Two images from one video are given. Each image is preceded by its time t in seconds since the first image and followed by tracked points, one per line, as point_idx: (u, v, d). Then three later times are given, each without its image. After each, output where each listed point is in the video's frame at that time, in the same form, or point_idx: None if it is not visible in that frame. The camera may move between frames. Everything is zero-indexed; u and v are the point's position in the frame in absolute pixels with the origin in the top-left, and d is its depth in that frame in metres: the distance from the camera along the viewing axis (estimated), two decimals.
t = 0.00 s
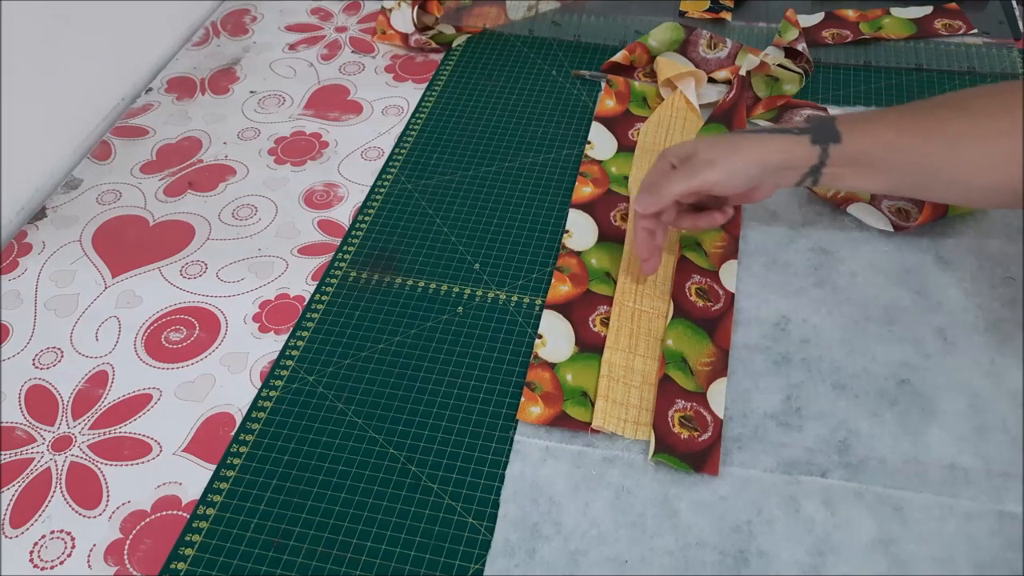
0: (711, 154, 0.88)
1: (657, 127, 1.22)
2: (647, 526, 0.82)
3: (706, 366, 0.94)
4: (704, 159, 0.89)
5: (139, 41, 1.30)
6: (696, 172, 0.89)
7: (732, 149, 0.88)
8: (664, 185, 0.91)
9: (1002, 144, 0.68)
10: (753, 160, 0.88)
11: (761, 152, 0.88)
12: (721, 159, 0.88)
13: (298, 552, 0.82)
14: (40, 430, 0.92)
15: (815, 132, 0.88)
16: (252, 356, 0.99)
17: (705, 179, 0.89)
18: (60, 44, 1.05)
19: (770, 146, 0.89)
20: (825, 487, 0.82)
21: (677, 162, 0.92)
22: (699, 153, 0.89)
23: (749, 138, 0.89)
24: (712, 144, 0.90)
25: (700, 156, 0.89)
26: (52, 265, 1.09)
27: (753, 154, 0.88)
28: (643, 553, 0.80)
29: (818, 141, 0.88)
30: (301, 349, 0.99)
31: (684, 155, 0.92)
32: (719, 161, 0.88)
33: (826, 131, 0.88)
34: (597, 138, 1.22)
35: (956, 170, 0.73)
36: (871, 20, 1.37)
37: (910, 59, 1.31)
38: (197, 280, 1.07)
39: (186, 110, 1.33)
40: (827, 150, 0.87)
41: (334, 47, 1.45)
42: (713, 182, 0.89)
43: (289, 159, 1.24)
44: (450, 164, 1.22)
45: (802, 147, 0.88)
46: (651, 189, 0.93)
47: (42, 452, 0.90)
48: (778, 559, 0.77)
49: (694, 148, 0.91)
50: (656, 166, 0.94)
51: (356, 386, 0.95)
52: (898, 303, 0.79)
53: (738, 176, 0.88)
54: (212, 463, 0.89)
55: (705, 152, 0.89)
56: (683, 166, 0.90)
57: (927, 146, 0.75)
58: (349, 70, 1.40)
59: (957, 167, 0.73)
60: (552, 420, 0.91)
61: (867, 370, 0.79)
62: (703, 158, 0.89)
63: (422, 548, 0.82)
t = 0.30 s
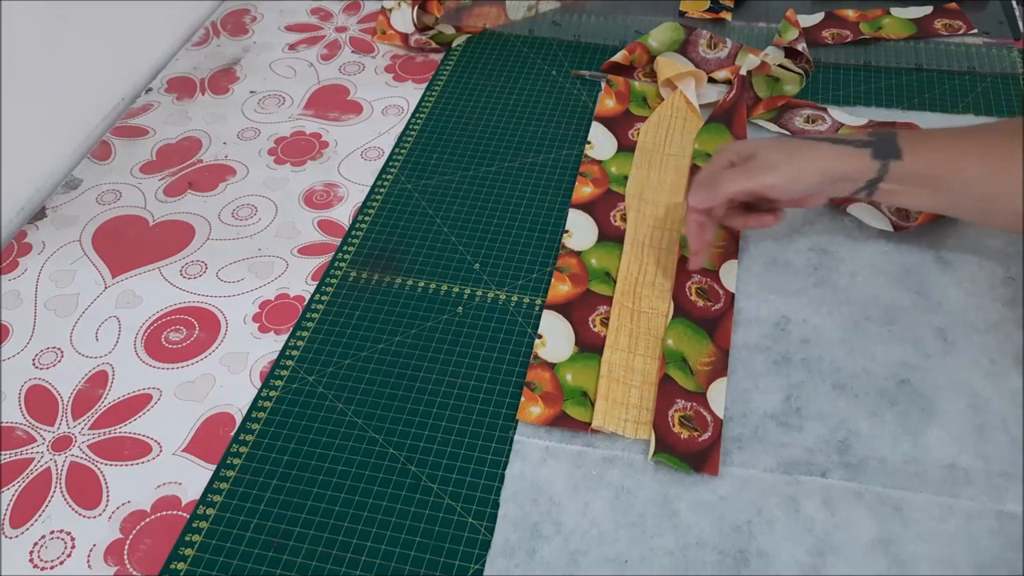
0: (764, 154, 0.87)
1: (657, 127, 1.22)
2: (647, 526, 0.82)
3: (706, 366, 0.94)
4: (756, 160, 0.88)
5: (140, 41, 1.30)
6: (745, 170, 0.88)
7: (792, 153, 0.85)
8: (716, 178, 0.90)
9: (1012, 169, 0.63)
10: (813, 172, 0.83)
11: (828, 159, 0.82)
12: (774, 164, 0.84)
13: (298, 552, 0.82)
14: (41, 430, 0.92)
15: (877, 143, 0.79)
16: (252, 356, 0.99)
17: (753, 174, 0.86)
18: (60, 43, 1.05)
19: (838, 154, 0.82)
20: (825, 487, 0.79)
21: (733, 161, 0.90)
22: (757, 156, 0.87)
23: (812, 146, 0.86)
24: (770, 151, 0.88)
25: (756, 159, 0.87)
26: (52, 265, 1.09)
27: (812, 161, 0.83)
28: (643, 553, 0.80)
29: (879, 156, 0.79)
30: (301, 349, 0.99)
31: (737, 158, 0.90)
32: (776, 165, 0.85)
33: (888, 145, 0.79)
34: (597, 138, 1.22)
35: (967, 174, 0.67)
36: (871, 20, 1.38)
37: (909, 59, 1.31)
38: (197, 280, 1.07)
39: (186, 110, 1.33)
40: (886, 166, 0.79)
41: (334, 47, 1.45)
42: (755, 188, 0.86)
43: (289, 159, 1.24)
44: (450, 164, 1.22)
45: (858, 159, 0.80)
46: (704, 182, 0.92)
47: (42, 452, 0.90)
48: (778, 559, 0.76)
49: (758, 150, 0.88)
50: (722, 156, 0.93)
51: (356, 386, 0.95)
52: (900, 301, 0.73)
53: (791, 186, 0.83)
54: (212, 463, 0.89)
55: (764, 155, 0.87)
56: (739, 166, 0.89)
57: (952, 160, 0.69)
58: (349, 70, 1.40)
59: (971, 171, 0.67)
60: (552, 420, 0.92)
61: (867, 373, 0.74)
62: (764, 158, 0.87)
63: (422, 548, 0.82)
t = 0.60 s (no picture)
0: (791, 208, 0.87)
1: (658, 127, 1.22)
2: (647, 526, 0.82)
3: (709, 364, 0.94)
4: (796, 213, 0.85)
5: (139, 40, 1.31)
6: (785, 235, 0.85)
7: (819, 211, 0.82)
8: (749, 226, 0.91)
9: (1004, 197, 0.61)
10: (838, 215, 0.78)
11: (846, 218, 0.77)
12: (801, 224, 0.83)
13: (298, 552, 0.82)
14: (41, 429, 0.92)
15: (903, 195, 0.71)
16: (252, 356, 0.99)
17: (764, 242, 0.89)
18: (60, 43, 1.05)
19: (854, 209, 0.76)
20: (824, 487, 0.80)
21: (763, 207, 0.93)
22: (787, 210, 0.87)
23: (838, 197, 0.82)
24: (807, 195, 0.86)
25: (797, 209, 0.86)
26: (52, 265, 1.09)
27: (838, 223, 0.77)
28: (643, 553, 0.80)
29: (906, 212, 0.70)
30: (301, 349, 0.99)
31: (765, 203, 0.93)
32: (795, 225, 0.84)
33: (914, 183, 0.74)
34: (597, 138, 1.22)
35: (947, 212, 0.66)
36: (871, 20, 1.37)
37: (910, 59, 1.31)
38: (197, 280, 1.07)
39: (186, 110, 1.32)
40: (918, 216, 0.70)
41: (334, 47, 1.45)
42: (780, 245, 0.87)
43: (289, 159, 1.24)
44: (450, 164, 1.22)
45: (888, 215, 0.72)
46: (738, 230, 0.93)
47: (43, 452, 0.90)
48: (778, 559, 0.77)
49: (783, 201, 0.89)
50: (747, 204, 0.95)
51: (356, 387, 0.95)
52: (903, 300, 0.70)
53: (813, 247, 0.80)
54: (212, 463, 0.89)
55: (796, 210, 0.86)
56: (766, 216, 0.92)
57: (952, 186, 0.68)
58: (349, 70, 1.40)
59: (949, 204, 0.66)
60: (552, 420, 0.91)
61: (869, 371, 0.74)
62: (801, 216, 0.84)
63: (422, 548, 0.82)
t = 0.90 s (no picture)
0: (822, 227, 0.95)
1: (658, 127, 1.22)
2: (647, 525, 0.82)
3: (709, 364, 0.93)
4: (828, 235, 0.94)
5: (139, 40, 1.31)
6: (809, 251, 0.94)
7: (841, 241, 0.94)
8: (775, 236, 0.94)
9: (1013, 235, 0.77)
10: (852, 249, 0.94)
11: (865, 251, 0.93)
12: (822, 246, 0.94)
13: (298, 552, 0.82)
14: (40, 430, 0.92)
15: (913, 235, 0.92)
16: (252, 356, 0.99)
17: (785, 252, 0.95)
18: (54, 42, 1.05)
19: (873, 242, 0.93)
20: (825, 487, 0.82)
21: (789, 221, 0.96)
22: (814, 230, 0.94)
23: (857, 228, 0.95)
24: (844, 222, 0.95)
25: (832, 233, 0.94)
26: (52, 265, 1.09)
27: (856, 253, 0.94)
28: (643, 553, 0.80)
29: (914, 247, 0.91)
30: (301, 349, 0.99)
31: (795, 219, 0.96)
32: (822, 245, 0.94)
33: (920, 218, 0.92)
34: (597, 138, 1.22)
35: (950, 251, 0.88)
36: (871, 20, 1.38)
37: (910, 58, 1.31)
38: (197, 280, 1.07)
39: (186, 110, 1.32)
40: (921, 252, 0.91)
41: (334, 47, 1.45)
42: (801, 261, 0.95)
43: (289, 159, 1.24)
44: (450, 164, 1.22)
45: (896, 250, 0.92)
46: (760, 236, 0.94)
47: (43, 452, 0.90)
48: (778, 559, 0.78)
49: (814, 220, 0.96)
50: (771, 210, 0.97)
51: (356, 387, 0.95)
52: (899, 303, 0.93)
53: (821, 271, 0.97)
54: (212, 463, 0.89)
55: (824, 232, 0.94)
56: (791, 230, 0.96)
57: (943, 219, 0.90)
58: (349, 70, 1.40)
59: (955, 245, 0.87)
60: (552, 420, 0.91)
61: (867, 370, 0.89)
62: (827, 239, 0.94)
63: (422, 548, 0.82)
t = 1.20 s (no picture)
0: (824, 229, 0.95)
1: (658, 127, 1.22)
2: (647, 525, 0.82)
3: (709, 364, 0.93)
4: (829, 238, 0.94)
5: (139, 40, 1.31)
6: (809, 253, 0.94)
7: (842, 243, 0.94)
8: (777, 237, 0.94)
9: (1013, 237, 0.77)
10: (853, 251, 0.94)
11: (865, 254, 0.93)
12: (823, 248, 0.94)
13: (298, 552, 0.82)
14: (40, 429, 0.92)
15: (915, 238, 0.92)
16: (252, 356, 0.99)
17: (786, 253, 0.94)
18: (54, 42, 1.05)
19: (873, 245, 0.93)
20: (825, 487, 0.82)
21: (791, 222, 0.96)
22: (815, 232, 0.94)
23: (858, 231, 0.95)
24: (844, 225, 0.95)
25: (834, 234, 0.94)
26: (52, 265, 1.09)
27: (856, 256, 0.94)
28: (643, 553, 0.80)
29: (915, 250, 0.91)
30: (301, 349, 0.99)
31: (797, 220, 0.96)
32: (823, 247, 0.94)
33: (922, 220, 0.92)
34: (597, 138, 1.22)
35: (951, 254, 0.88)
36: (871, 20, 1.37)
37: (910, 59, 1.31)
38: (197, 279, 1.07)
39: (186, 110, 1.32)
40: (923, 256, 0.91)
41: (334, 47, 1.45)
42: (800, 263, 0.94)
43: (289, 159, 1.23)
44: (450, 164, 1.22)
45: (897, 253, 0.92)
46: (762, 237, 0.94)
47: (42, 452, 0.90)
48: (778, 559, 0.78)
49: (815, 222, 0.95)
50: (773, 211, 0.96)
51: (356, 387, 0.95)
52: (899, 303, 0.93)
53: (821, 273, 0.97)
54: (212, 463, 0.89)
55: (825, 234, 0.94)
56: (794, 232, 0.95)
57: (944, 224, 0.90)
58: (349, 70, 1.40)
59: (956, 247, 0.87)
60: (552, 420, 0.91)
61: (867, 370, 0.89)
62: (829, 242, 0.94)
63: (422, 548, 0.82)
